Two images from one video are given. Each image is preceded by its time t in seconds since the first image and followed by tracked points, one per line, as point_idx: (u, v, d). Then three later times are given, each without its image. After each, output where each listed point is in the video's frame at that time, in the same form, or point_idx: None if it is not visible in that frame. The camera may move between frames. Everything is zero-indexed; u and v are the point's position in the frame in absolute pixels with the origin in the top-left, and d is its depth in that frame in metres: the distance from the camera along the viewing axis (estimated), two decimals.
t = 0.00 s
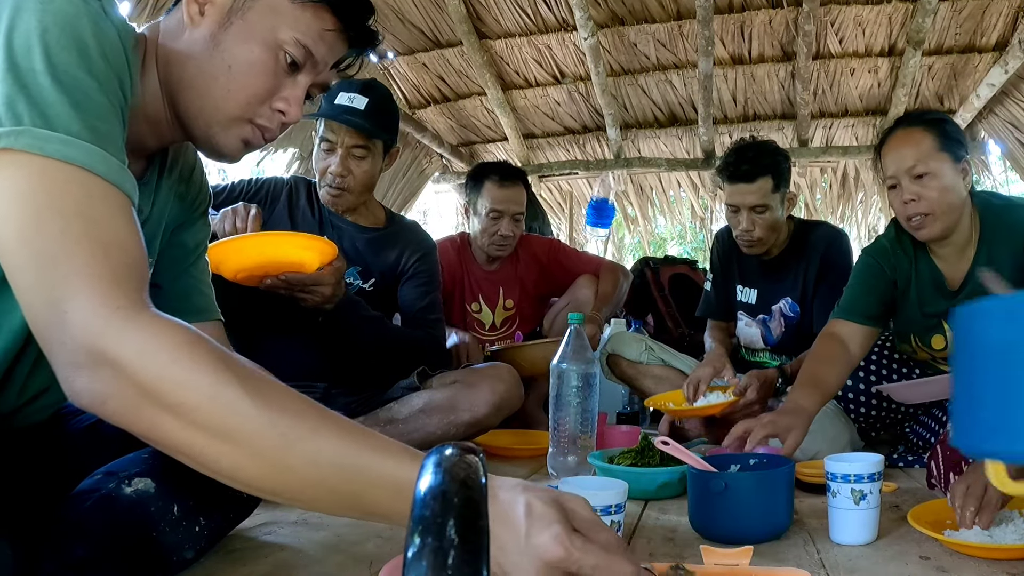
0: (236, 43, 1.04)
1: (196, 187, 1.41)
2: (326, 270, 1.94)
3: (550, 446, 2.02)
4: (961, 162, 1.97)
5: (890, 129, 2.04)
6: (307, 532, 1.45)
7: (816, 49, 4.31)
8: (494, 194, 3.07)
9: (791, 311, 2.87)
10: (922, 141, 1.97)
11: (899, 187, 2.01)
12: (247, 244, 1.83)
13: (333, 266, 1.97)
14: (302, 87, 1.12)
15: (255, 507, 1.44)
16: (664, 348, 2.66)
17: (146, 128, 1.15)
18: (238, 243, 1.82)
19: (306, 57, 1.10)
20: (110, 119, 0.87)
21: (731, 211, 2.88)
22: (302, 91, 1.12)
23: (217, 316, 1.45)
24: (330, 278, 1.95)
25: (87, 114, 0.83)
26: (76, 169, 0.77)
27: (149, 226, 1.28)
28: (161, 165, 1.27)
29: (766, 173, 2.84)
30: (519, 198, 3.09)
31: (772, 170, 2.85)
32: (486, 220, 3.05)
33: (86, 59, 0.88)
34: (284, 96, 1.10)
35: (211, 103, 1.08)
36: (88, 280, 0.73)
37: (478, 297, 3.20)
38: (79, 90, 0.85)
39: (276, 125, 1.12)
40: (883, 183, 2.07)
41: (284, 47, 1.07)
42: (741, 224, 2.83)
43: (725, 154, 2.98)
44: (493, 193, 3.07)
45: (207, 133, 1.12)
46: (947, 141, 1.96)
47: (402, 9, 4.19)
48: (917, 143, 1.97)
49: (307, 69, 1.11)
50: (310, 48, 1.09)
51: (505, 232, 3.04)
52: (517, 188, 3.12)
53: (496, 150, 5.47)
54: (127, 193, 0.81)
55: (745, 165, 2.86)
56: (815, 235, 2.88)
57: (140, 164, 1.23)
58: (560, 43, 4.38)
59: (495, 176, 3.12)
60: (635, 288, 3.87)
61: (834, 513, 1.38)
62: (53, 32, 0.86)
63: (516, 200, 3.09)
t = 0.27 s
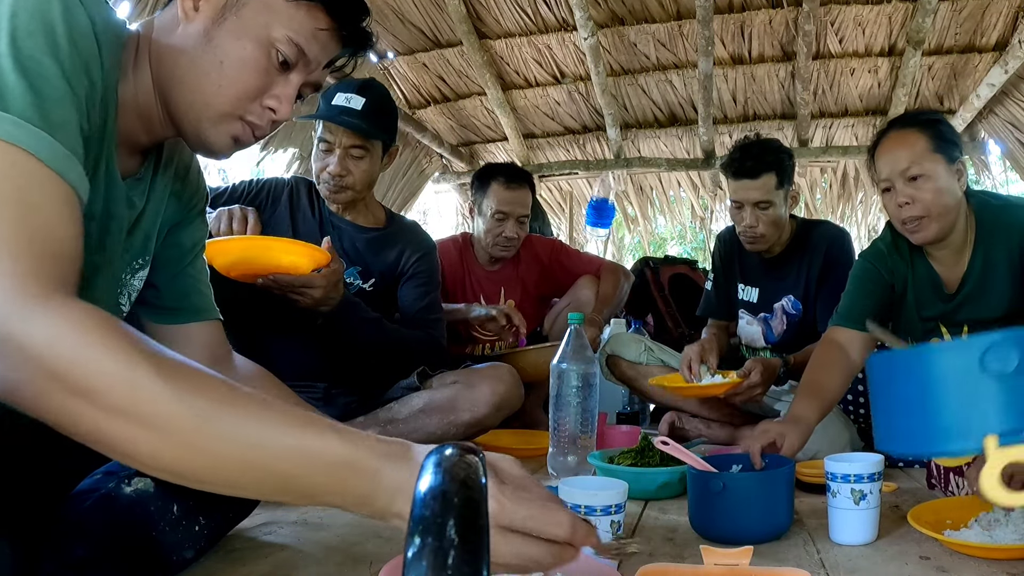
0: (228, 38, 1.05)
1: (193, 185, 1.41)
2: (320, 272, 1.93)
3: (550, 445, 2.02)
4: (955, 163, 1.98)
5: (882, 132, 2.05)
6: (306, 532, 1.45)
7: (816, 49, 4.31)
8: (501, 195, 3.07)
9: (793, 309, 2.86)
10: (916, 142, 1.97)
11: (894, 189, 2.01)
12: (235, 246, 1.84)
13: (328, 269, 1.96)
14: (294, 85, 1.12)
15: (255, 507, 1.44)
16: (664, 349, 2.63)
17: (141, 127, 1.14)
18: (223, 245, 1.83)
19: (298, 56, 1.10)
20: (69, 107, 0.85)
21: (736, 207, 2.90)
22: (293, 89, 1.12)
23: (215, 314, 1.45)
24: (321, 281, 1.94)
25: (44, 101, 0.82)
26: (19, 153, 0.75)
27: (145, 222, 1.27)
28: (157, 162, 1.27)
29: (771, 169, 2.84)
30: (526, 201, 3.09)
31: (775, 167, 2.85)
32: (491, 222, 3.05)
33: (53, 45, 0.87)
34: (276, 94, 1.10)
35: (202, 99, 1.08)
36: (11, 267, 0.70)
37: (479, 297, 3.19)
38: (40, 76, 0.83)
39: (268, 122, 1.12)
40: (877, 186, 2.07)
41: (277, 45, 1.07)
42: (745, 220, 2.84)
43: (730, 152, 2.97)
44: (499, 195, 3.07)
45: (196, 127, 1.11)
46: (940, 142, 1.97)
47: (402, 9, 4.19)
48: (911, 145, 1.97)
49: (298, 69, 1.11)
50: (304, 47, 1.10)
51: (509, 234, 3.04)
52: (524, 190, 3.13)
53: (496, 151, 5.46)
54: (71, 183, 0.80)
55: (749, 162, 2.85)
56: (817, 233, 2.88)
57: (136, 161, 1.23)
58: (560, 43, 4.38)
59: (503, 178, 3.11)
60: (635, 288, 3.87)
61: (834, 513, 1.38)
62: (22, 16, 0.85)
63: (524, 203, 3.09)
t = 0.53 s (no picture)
0: (223, 35, 1.05)
1: (190, 185, 1.42)
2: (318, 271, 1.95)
3: (550, 446, 2.02)
4: (957, 159, 1.99)
5: (884, 128, 2.05)
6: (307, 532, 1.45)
7: (816, 49, 4.31)
8: (502, 196, 3.06)
9: (793, 308, 2.87)
10: (918, 138, 1.98)
11: (895, 184, 2.02)
12: (230, 243, 1.80)
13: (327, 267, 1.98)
14: (288, 83, 1.13)
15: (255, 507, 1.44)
16: (663, 349, 2.63)
17: (138, 126, 1.14)
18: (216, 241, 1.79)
19: (292, 53, 1.11)
20: (40, 101, 0.85)
21: (735, 206, 2.91)
22: (287, 87, 1.13)
23: (214, 313, 1.44)
24: (318, 279, 1.96)
25: (15, 93, 0.82)
26: None
27: (143, 218, 1.27)
28: (154, 160, 1.27)
29: (769, 168, 2.84)
30: (526, 202, 3.09)
31: (774, 165, 2.85)
32: (491, 222, 3.05)
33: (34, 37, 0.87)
34: (270, 92, 1.10)
35: (198, 96, 1.08)
36: None
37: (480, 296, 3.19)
38: (14, 68, 0.84)
39: (263, 120, 1.12)
40: (879, 182, 2.08)
41: (272, 42, 1.08)
42: (743, 218, 2.84)
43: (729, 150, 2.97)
44: (500, 195, 3.07)
45: (192, 123, 1.11)
46: (942, 138, 1.98)
47: (401, 9, 4.19)
48: (912, 140, 1.98)
49: (293, 66, 1.12)
50: (298, 43, 1.11)
51: (509, 234, 3.04)
52: (525, 191, 3.12)
53: (496, 151, 5.46)
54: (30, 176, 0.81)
55: (749, 160, 2.85)
56: (817, 232, 2.88)
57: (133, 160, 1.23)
58: (560, 43, 4.38)
59: (503, 179, 3.11)
60: (635, 288, 3.87)
61: (833, 513, 1.38)
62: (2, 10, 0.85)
63: (524, 203, 3.08)
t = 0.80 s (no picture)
0: (225, 36, 1.05)
1: (192, 185, 1.42)
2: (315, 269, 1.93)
3: (550, 445, 2.02)
4: (961, 146, 2.10)
5: (892, 116, 2.17)
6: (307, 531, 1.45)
7: (816, 49, 4.31)
8: (502, 196, 3.06)
9: (793, 308, 2.84)
10: (923, 126, 2.09)
11: (902, 172, 2.14)
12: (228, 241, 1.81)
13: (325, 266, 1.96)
14: (290, 85, 1.12)
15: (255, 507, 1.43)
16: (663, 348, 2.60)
17: (139, 125, 1.14)
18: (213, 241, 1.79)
19: (295, 55, 1.10)
20: (47, 99, 0.85)
21: (734, 206, 2.90)
22: (289, 89, 1.12)
23: (215, 314, 1.44)
24: (316, 276, 1.94)
25: (21, 92, 0.82)
26: None
27: (145, 219, 1.27)
28: (156, 160, 1.27)
29: (767, 168, 2.84)
30: (527, 202, 3.08)
31: (773, 165, 2.85)
32: (491, 222, 3.05)
33: (39, 36, 0.87)
34: (271, 92, 1.10)
35: (200, 95, 1.08)
36: None
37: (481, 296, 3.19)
38: (22, 66, 0.84)
39: (262, 120, 1.12)
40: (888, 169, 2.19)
41: (274, 44, 1.08)
42: (742, 217, 2.84)
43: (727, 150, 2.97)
44: (500, 195, 3.07)
45: (192, 123, 1.11)
46: (947, 127, 2.09)
47: (401, 9, 4.19)
48: (917, 129, 2.09)
49: (295, 68, 1.12)
50: (300, 46, 1.10)
51: (509, 234, 3.05)
52: (525, 192, 3.13)
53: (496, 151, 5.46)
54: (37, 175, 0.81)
55: (746, 160, 2.86)
56: (816, 232, 2.89)
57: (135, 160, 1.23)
58: (560, 43, 4.38)
59: (503, 179, 3.11)
60: (635, 288, 3.87)
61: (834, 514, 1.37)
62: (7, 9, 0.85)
63: (524, 203, 3.08)
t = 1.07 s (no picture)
0: (231, 40, 1.05)
1: (194, 187, 1.42)
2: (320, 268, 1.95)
3: (550, 445, 2.02)
4: (968, 132, 2.11)
5: (903, 107, 2.19)
6: (307, 531, 1.45)
7: (816, 49, 4.32)
8: (500, 197, 3.07)
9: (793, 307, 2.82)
10: (931, 117, 2.11)
11: (914, 162, 2.15)
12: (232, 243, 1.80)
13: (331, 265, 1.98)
14: (295, 87, 1.12)
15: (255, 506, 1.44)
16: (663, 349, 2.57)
17: (143, 126, 1.14)
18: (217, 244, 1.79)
19: (300, 58, 1.10)
20: (64, 104, 0.86)
21: (732, 205, 2.90)
22: (294, 91, 1.12)
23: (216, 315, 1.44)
24: (321, 276, 1.96)
25: (40, 98, 0.83)
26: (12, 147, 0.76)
27: (147, 222, 1.27)
28: (159, 163, 1.27)
29: (766, 168, 2.84)
30: (525, 202, 3.09)
31: (772, 165, 2.85)
32: (490, 222, 3.05)
33: (53, 43, 0.87)
34: (277, 96, 1.10)
35: (204, 99, 1.08)
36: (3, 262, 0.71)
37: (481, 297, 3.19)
38: (37, 71, 0.84)
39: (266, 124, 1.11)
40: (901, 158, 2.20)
41: (279, 47, 1.07)
42: (740, 217, 2.85)
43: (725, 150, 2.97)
44: (499, 195, 3.07)
45: (195, 124, 1.11)
46: (955, 116, 2.10)
47: (401, 9, 4.19)
48: (926, 120, 2.11)
49: (300, 70, 1.11)
50: (305, 50, 1.10)
51: (508, 235, 3.05)
52: (524, 192, 3.13)
53: (496, 151, 5.46)
54: (60, 179, 0.80)
55: (744, 160, 2.86)
56: (815, 231, 2.89)
57: (138, 162, 1.23)
58: (560, 43, 4.38)
59: (501, 179, 3.11)
60: (635, 288, 3.87)
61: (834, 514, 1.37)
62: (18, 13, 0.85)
63: (522, 204, 3.08)
